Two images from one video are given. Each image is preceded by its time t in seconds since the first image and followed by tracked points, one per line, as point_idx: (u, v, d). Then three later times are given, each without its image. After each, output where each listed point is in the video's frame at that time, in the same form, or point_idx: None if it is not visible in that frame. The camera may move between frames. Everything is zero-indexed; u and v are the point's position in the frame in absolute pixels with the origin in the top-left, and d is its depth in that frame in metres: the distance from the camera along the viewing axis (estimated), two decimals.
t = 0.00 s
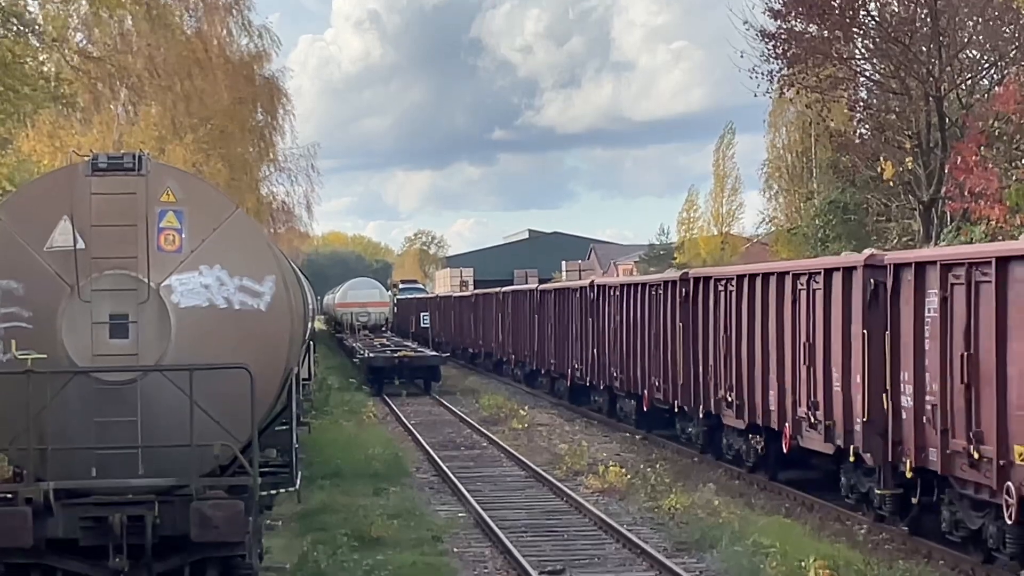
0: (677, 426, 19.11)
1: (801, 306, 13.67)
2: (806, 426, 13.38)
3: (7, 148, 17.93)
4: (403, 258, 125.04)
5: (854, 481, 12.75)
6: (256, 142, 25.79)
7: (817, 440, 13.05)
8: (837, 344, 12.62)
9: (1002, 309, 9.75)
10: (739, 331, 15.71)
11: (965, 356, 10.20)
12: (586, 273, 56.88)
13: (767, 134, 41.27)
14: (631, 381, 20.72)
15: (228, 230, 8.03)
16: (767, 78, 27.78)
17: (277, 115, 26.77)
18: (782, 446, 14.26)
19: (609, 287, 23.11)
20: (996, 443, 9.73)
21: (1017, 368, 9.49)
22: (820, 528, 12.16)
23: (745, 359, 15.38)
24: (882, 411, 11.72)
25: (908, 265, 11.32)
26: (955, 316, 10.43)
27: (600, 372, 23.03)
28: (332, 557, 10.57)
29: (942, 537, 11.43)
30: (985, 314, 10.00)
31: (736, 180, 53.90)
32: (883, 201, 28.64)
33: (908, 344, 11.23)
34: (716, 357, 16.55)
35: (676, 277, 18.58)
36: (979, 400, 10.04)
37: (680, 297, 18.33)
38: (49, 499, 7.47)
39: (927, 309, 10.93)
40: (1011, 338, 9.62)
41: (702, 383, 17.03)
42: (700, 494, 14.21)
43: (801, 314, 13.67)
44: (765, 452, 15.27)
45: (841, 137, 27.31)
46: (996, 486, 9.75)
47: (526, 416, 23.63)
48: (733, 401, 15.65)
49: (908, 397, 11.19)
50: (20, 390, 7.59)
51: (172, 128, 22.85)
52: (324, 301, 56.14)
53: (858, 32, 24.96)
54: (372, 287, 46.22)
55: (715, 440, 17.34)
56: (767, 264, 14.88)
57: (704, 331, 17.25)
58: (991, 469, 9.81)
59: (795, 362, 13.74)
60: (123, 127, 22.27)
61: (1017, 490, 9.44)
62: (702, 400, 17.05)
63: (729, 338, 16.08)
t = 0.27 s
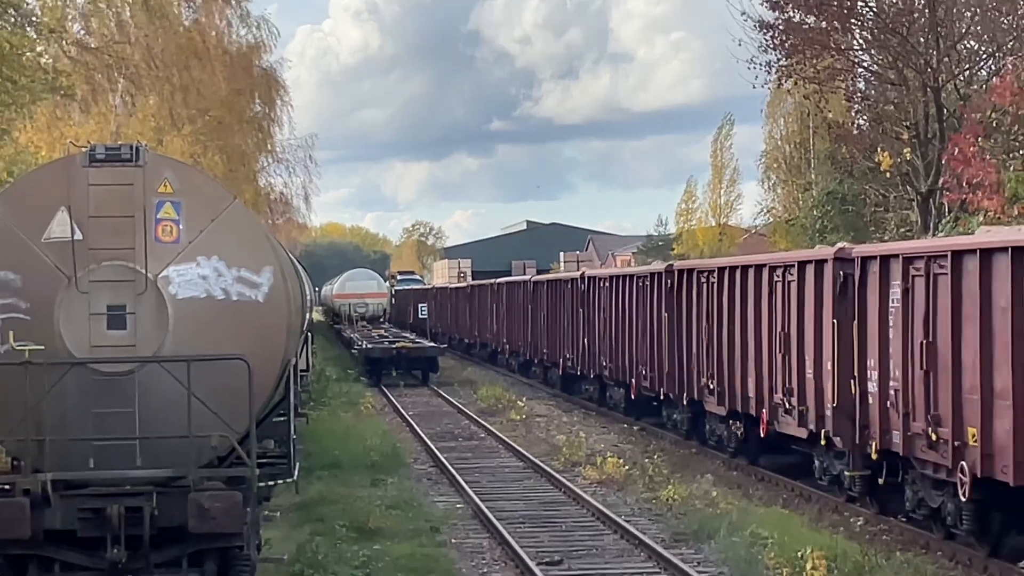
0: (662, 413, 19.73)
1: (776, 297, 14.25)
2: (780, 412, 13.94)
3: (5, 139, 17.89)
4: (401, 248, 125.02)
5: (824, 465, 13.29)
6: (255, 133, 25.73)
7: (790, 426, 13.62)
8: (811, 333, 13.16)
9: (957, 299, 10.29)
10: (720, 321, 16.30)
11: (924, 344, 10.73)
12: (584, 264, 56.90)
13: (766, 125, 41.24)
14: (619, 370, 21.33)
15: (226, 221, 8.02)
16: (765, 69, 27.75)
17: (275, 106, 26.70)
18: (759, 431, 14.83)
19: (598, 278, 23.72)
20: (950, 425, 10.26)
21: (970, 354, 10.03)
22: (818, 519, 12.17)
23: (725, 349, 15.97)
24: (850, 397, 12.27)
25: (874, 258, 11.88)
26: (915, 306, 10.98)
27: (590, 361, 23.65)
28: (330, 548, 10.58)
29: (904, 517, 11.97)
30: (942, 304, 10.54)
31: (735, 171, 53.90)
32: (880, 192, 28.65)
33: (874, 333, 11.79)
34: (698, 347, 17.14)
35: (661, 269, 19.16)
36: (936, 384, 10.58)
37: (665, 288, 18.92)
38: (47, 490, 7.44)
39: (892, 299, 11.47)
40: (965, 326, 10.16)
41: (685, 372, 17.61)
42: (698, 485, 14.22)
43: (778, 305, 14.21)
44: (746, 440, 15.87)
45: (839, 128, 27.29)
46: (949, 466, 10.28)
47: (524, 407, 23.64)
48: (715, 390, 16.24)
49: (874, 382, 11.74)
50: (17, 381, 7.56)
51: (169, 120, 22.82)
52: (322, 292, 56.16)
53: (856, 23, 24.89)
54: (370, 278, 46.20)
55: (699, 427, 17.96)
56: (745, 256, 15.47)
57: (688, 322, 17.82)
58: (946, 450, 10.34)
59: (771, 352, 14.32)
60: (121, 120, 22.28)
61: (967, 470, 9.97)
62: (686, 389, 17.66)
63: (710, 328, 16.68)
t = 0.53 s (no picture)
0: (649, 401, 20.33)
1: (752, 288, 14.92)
2: (756, 397, 14.62)
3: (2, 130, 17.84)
4: (398, 240, 124.97)
5: (798, 447, 14.00)
6: (253, 124, 25.68)
7: (765, 410, 14.30)
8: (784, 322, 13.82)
9: (916, 292, 10.94)
10: (701, 311, 16.93)
11: (885, 332, 11.39)
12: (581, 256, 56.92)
13: (763, 116, 41.27)
14: (609, 359, 21.91)
15: (223, 212, 8.01)
16: (762, 60, 27.73)
17: (273, 98, 26.64)
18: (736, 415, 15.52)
19: (587, 270, 24.35)
20: (910, 410, 10.90)
21: (928, 341, 10.70)
22: (815, 510, 12.19)
23: (706, 338, 16.60)
24: (820, 382, 12.95)
25: (840, 251, 12.53)
26: (878, 296, 11.66)
27: (579, 351, 24.30)
28: (328, 539, 10.59)
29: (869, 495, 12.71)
30: (903, 295, 11.20)
31: (732, 163, 53.92)
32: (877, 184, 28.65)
33: (841, 322, 12.47)
34: (681, 336, 17.74)
35: (648, 261, 19.72)
36: (897, 370, 11.25)
37: (650, 279, 19.51)
38: (44, 481, 7.42)
39: (857, 290, 12.14)
40: (923, 316, 10.84)
41: (669, 360, 18.21)
42: (695, 476, 14.24)
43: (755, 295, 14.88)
44: (727, 425, 16.51)
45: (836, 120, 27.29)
46: (909, 446, 10.99)
47: (522, 398, 23.66)
48: (697, 376, 16.85)
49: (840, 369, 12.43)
50: (15, 371, 7.55)
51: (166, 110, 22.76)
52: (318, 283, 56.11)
53: (853, 15, 24.95)
54: (367, 270, 46.16)
55: (683, 413, 18.57)
56: (725, 249, 16.10)
57: (671, 312, 18.41)
58: (907, 431, 11.03)
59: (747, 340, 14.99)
60: (118, 111, 22.22)
61: (926, 450, 10.67)
62: (669, 376, 18.26)
63: (692, 317, 17.30)
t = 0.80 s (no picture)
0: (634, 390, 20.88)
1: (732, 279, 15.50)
2: (735, 384, 15.19)
3: None
4: (394, 232, 124.91)
5: (775, 433, 14.55)
6: (249, 116, 25.65)
7: (743, 397, 14.86)
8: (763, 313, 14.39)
9: (880, 284, 11.50)
10: (685, 302, 17.48)
11: (852, 322, 11.92)
12: (578, 248, 56.94)
13: (760, 109, 41.29)
14: (598, 349, 22.43)
15: (219, 205, 8.00)
16: (759, 52, 27.73)
17: (269, 90, 26.59)
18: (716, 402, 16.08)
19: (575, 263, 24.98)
20: (873, 395, 11.45)
21: (889, 331, 11.23)
22: (810, 503, 12.21)
23: (688, 328, 17.16)
24: (794, 370, 13.51)
25: (812, 245, 13.11)
26: (846, 288, 12.21)
27: (568, 341, 24.93)
28: (323, 531, 10.60)
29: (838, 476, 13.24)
30: (867, 286, 11.75)
31: (728, 155, 53.97)
32: (873, 177, 28.59)
33: (813, 313, 13.04)
34: (665, 326, 18.28)
35: (634, 254, 20.24)
36: (861, 358, 11.81)
37: (637, 271, 20.05)
38: (40, 473, 7.40)
39: (826, 282, 12.73)
40: (885, 306, 11.37)
41: (654, 350, 18.73)
42: (690, 468, 14.26)
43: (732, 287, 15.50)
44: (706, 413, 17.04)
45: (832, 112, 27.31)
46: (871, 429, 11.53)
47: (518, 390, 23.69)
48: (680, 365, 17.41)
49: (812, 357, 12.99)
50: (11, 363, 7.54)
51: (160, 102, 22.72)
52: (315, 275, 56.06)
53: (849, 7, 24.89)
54: (363, 262, 46.14)
55: (667, 402, 19.09)
56: (708, 243, 16.64)
57: (655, 303, 19.00)
58: (869, 416, 11.57)
59: (728, 330, 15.56)
60: (114, 102, 22.19)
61: (886, 432, 11.20)
62: (654, 365, 18.79)
63: (676, 308, 17.84)
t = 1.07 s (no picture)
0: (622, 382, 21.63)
1: (712, 274, 16.26)
2: (715, 374, 15.93)
3: None
4: (391, 227, 124.87)
5: (751, 421, 15.27)
6: (245, 111, 25.61)
7: (722, 387, 15.60)
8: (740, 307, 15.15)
9: (846, 279, 12.22)
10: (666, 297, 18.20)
11: (821, 315, 12.66)
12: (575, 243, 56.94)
13: (756, 104, 41.30)
14: (587, 342, 23.16)
15: (216, 199, 7.99)
16: (755, 48, 27.72)
17: (265, 84, 26.54)
18: (697, 392, 16.82)
19: (565, 259, 25.64)
20: (840, 384, 12.16)
21: (855, 323, 11.91)
22: (807, 498, 12.22)
23: (671, 322, 17.89)
24: (768, 362, 14.23)
25: (784, 242, 13.87)
26: (816, 283, 12.94)
27: (558, 335, 25.61)
28: (320, 526, 10.60)
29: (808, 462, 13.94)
30: (835, 282, 12.47)
31: (724, 150, 53.97)
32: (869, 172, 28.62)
33: (785, 307, 13.80)
34: (649, 319, 19.00)
35: (620, 251, 20.91)
36: (830, 348, 12.53)
37: (622, 266, 20.80)
38: (36, 468, 7.39)
39: (798, 278, 13.51)
40: (851, 300, 12.07)
41: (638, 343, 19.45)
42: (687, 463, 14.27)
43: (711, 281, 16.27)
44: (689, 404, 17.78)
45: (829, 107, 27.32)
46: (838, 416, 12.23)
47: (514, 385, 23.70)
48: (663, 357, 18.13)
49: (785, 348, 13.72)
50: (7, 357, 7.53)
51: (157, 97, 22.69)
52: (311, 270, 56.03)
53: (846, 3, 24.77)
54: (360, 256, 46.12)
55: (652, 393, 19.80)
56: (689, 240, 17.39)
57: (640, 297, 19.68)
58: (836, 403, 12.27)
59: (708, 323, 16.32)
60: (110, 96, 22.17)
61: (852, 418, 11.88)
62: (639, 358, 19.50)
63: (659, 303, 18.55)
